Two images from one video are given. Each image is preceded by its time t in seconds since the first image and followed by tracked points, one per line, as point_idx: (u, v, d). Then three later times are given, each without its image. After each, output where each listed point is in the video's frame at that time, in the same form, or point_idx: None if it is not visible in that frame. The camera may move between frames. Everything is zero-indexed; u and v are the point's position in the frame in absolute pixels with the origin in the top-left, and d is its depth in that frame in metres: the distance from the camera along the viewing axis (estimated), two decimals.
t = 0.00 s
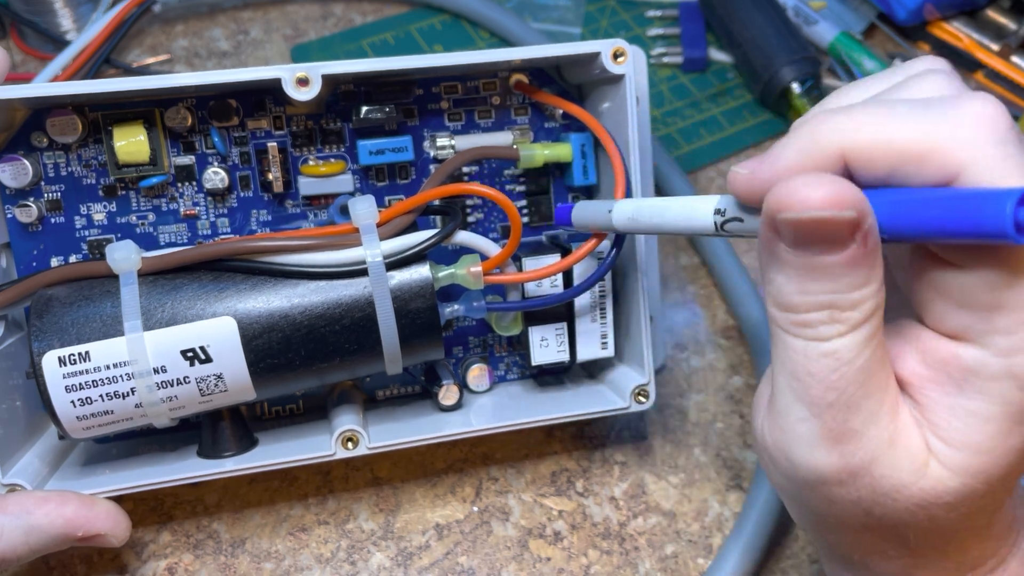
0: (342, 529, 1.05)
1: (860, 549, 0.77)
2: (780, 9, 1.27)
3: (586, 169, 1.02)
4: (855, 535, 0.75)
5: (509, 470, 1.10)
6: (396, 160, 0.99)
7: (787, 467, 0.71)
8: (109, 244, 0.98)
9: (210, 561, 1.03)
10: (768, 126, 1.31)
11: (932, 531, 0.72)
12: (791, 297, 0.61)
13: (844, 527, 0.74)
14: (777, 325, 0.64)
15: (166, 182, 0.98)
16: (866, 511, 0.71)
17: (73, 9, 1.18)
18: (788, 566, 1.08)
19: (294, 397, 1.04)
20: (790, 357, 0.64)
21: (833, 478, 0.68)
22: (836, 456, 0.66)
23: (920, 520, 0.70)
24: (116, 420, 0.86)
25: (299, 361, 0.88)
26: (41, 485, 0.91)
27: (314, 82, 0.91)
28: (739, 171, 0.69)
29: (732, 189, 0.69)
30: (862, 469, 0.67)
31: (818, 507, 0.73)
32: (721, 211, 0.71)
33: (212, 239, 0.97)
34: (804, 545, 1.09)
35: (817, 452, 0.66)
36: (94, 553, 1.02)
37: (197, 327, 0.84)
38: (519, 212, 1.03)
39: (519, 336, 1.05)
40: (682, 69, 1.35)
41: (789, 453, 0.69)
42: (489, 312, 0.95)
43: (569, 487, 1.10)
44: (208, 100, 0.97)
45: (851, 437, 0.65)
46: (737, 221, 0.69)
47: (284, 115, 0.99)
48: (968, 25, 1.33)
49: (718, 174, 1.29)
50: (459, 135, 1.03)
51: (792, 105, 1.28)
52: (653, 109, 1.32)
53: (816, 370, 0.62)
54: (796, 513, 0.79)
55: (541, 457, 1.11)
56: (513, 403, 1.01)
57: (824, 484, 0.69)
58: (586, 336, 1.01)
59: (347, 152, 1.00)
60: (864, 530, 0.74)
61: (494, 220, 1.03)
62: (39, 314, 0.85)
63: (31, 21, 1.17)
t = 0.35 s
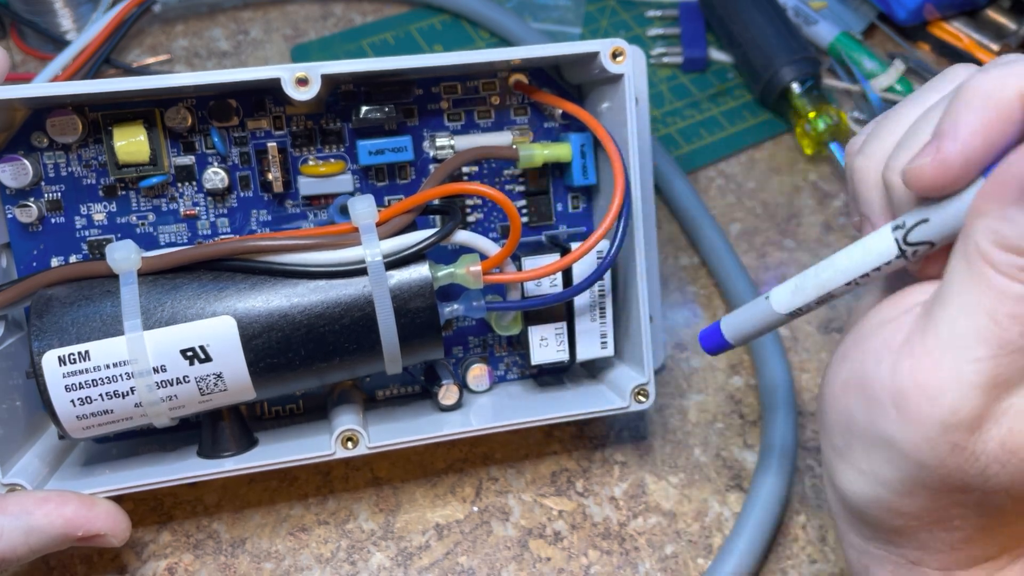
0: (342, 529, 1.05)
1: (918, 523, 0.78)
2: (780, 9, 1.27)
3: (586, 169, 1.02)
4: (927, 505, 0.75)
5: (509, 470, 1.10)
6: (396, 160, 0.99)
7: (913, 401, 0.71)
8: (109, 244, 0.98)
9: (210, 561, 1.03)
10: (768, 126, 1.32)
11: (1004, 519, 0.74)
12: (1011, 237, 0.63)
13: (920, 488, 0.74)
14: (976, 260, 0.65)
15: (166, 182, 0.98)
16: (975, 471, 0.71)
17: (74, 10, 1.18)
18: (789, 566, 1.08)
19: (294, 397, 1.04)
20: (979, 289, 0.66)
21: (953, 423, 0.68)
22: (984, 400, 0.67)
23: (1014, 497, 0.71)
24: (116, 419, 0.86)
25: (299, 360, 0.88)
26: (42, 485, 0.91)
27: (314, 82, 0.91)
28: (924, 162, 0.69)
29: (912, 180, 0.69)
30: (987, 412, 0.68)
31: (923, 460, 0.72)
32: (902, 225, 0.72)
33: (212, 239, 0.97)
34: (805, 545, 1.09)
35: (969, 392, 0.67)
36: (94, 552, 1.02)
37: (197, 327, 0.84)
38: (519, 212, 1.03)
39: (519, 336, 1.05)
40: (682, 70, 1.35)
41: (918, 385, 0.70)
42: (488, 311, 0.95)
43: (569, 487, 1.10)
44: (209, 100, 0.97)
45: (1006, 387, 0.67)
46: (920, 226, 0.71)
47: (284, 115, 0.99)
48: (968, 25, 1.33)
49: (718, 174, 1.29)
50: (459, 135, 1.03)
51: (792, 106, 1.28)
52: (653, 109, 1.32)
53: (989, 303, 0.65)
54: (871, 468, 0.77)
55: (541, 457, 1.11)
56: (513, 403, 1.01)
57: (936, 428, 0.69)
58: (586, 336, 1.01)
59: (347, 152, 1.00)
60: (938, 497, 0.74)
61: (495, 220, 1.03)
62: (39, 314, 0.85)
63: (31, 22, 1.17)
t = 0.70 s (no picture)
0: (342, 529, 1.05)
1: (840, 513, 0.79)
2: (779, 9, 1.27)
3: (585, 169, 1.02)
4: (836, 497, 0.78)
5: (509, 470, 1.10)
6: (396, 159, 0.99)
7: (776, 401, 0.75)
8: (109, 244, 0.98)
9: (210, 561, 1.03)
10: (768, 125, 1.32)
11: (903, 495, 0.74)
12: (774, 237, 0.66)
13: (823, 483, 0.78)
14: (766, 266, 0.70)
15: (166, 182, 0.98)
16: (843, 457, 0.73)
17: (74, 9, 1.18)
18: (789, 566, 1.08)
19: (294, 397, 1.04)
20: (781, 291, 0.69)
21: (811, 412, 0.72)
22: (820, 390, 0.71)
23: (895, 473, 0.72)
24: (116, 419, 0.86)
25: (299, 360, 0.88)
26: (41, 485, 0.91)
27: (314, 82, 0.91)
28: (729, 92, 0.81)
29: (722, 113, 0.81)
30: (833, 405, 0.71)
31: (800, 451, 0.76)
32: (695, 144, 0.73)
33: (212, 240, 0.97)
34: (804, 545, 1.09)
35: (797, 382, 0.72)
36: (94, 552, 1.02)
37: (197, 327, 0.84)
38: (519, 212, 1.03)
39: (519, 336, 1.05)
40: (682, 69, 1.35)
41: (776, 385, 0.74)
42: (488, 311, 0.95)
43: (569, 487, 1.10)
44: (208, 100, 0.97)
45: (828, 371, 0.70)
46: (709, 152, 0.71)
47: (284, 116, 0.99)
48: (968, 25, 1.33)
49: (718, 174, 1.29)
50: (459, 135, 1.03)
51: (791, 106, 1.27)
52: (653, 109, 1.32)
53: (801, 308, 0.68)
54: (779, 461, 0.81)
55: (541, 457, 1.11)
56: (513, 403, 1.01)
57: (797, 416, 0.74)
58: (586, 336, 1.01)
59: (347, 152, 1.00)
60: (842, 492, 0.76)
61: (494, 220, 1.04)
62: (39, 314, 0.85)
63: (31, 21, 1.17)
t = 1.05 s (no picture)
0: (342, 529, 1.05)
1: None
2: (779, 9, 1.27)
3: (585, 169, 1.02)
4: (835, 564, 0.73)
5: (509, 470, 1.10)
6: (395, 159, 0.99)
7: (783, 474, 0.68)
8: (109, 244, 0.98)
9: (210, 561, 1.03)
10: (767, 125, 1.32)
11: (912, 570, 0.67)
12: (836, 365, 0.56)
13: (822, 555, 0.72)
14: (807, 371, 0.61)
15: (166, 182, 0.98)
16: (853, 556, 0.69)
17: (74, 10, 1.19)
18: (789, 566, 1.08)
19: (294, 397, 1.04)
20: (814, 403, 0.61)
21: (820, 515, 0.67)
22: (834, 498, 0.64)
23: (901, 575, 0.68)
24: (116, 418, 0.86)
25: (298, 359, 0.88)
26: (41, 485, 0.91)
27: (313, 82, 0.90)
28: (781, 162, 0.57)
29: (767, 179, 0.58)
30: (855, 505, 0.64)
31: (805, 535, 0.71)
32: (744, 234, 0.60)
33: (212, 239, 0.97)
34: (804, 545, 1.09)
35: (816, 488, 0.65)
36: (94, 552, 1.02)
37: (197, 326, 0.84)
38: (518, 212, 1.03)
39: (519, 336, 1.05)
40: (681, 70, 1.35)
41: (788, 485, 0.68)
42: (488, 311, 0.95)
43: (569, 487, 1.10)
44: (208, 100, 0.97)
45: (857, 489, 0.63)
46: (760, 250, 0.59)
47: (284, 115, 0.99)
48: (968, 25, 1.33)
49: (718, 174, 1.29)
50: (458, 135, 1.03)
51: (791, 106, 1.28)
52: (653, 109, 1.32)
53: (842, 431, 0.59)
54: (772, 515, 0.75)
55: (541, 457, 1.11)
56: (513, 402, 1.01)
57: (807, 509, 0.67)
58: (586, 336, 1.01)
59: (347, 152, 1.01)
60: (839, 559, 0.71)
61: (494, 220, 1.04)
62: (39, 313, 0.85)
63: (31, 22, 1.17)
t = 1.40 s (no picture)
0: (342, 529, 1.05)
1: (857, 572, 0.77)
2: (779, 9, 1.27)
3: (584, 168, 1.02)
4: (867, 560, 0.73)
5: (509, 470, 1.10)
6: (395, 159, 0.99)
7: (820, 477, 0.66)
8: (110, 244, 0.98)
9: (210, 561, 1.03)
10: (767, 125, 1.31)
11: (951, 558, 0.69)
12: (904, 356, 0.55)
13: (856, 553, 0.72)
14: (861, 366, 0.60)
15: (166, 182, 0.98)
16: (894, 551, 0.69)
17: (74, 10, 1.19)
18: (789, 566, 1.08)
19: (294, 397, 1.04)
20: (871, 402, 0.60)
21: (865, 516, 0.65)
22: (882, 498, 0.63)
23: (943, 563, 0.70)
24: (116, 417, 0.86)
25: (298, 359, 0.88)
26: (41, 484, 0.91)
27: (313, 81, 0.90)
28: (817, 243, 0.63)
29: (806, 262, 0.65)
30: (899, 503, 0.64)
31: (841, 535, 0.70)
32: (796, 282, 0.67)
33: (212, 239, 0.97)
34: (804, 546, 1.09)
35: (865, 491, 0.63)
36: (94, 553, 1.02)
37: (196, 325, 0.84)
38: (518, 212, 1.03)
39: (519, 335, 1.05)
40: (682, 70, 1.35)
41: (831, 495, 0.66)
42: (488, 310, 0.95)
43: (569, 487, 1.10)
44: (208, 100, 0.97)
45: (910, 486, 0.63)
46: (810, 289, 0.65)
47: (284, 116, 0.99)
48: (968, 25, 1.33)
49: (718, 174, 1.29)
50: (458, 134, 1.03)
51: (791, 105, 1.28)
52: (653, 109, 1.32)
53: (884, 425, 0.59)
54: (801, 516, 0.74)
55: (541, 457, 1.11)
56: (512, 402, 1.01)
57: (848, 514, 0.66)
58: (585, 335, 1.01)
59: (346, 152, 1.01)
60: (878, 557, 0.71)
61: (494, 220, 1.04)
62: (39, 312, 0.85)
63: (31, 21, 1.17)
